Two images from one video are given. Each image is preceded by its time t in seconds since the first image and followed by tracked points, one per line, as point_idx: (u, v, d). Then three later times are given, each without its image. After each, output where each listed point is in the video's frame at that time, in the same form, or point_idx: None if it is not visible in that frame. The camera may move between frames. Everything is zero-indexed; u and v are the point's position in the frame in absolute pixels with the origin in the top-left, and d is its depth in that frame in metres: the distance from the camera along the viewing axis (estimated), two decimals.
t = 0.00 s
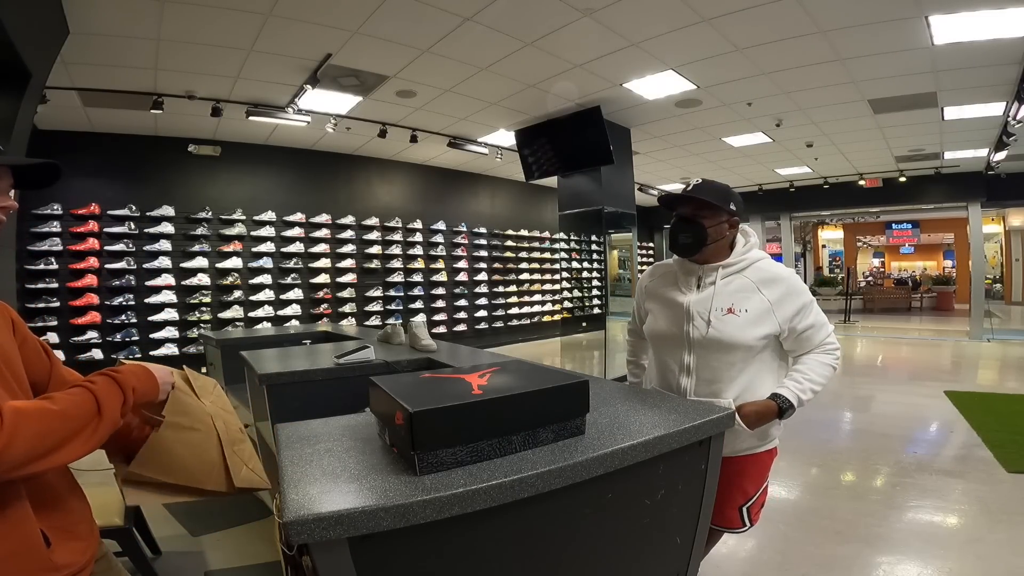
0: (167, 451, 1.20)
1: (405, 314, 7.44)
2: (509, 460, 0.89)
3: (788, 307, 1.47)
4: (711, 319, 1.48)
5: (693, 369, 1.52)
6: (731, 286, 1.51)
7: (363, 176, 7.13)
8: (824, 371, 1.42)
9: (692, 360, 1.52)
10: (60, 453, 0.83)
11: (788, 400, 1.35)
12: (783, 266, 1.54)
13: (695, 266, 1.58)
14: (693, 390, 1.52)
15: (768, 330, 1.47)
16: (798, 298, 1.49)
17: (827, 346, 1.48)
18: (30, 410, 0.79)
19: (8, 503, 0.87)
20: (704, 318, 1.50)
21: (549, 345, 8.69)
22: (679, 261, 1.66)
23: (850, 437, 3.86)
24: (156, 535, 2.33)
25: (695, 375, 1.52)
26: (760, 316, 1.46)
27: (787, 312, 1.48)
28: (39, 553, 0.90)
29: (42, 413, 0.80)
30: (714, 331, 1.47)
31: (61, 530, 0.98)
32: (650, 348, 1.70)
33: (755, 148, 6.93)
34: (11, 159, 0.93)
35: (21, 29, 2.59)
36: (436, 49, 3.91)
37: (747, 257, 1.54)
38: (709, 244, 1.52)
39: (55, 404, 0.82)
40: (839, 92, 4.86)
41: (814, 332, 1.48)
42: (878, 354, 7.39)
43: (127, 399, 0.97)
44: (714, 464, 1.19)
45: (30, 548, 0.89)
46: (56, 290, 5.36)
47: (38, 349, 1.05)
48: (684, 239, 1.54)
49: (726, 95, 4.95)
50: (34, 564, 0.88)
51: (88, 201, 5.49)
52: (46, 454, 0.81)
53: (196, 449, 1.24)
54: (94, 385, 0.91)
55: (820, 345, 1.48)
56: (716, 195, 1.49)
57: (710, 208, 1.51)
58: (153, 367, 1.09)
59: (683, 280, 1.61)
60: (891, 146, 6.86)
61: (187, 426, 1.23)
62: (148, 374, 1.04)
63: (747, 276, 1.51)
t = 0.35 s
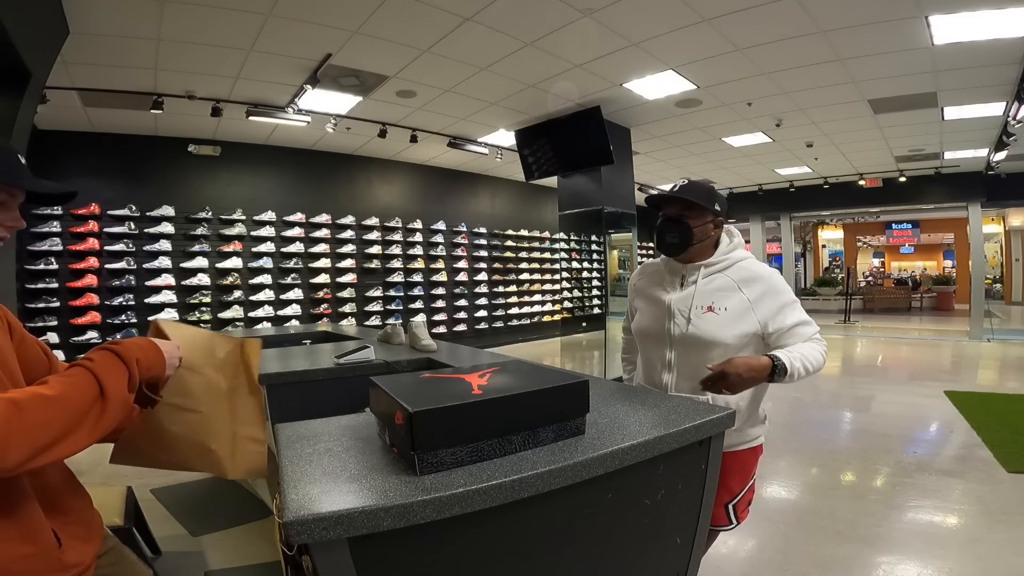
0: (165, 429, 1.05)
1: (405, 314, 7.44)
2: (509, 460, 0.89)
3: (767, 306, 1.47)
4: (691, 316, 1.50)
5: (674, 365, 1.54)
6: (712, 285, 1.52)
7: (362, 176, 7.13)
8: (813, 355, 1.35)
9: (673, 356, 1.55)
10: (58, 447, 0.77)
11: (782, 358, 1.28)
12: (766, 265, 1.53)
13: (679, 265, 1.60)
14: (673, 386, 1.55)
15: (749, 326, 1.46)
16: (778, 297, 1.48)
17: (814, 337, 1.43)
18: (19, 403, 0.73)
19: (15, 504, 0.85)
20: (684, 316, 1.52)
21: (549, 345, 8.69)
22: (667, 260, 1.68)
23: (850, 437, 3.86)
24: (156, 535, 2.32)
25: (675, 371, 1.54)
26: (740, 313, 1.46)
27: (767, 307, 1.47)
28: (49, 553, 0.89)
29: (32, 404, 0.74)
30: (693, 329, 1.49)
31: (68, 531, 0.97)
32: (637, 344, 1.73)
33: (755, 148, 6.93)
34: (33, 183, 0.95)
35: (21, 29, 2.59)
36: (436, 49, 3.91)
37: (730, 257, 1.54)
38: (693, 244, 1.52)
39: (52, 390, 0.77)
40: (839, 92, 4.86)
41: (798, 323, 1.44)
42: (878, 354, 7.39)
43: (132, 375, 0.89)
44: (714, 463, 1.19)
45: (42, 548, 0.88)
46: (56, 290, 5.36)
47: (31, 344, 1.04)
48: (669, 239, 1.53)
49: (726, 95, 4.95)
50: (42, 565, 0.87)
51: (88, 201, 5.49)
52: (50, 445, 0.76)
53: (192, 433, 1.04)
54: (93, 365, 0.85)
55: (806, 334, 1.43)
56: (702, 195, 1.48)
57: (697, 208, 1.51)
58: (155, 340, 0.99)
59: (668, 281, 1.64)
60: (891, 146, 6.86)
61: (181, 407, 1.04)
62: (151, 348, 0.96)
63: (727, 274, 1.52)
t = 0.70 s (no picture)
0: (172, 414, 0.97)
1: (405, 314, 7.44)
2: (509, 459, 0.89)
3: (742, 304, 1.46)
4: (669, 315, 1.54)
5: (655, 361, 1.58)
6: (693, 283, 1.54)
7: (362, 176, 7.13)
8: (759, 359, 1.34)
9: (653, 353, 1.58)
10: (101, 438, 0.78)
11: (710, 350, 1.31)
12: (751, 267, 1.52)
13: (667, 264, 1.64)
14: (655, 381, 1.58)
15: (721, 327, 1.47)
16: (755, 295, 1.46)
17: (776, 345, 1.41)
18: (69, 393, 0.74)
19: (43, 492, 0.87)
20: (664, 314, 1.56)
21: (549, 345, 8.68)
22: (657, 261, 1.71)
23: (851, 436, 3.87)
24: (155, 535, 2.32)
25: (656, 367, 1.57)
26: (715, 313, 1.47)
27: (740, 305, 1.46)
28: (71, 545, 0.88)
29: (81, 395, 0.75)
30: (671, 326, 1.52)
31: (90, 524, 0.97)
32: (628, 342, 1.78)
33: (755, 148, 6.93)
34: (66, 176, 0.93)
35: (21, 29, 2.59)
36: (436, 49, 3.91)
37: (713, 256, 1.54)
38: (677, 244, 1.54)
39: (98, 385, 0.78)
40: (839, 92, 4.86)
41: (764, 328, 1.42)
42: (878, 354, 7.40)
43: (172, 371, 0.91)
44: (713, 464, 1.19)
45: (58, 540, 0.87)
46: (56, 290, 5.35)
47: (52, 346, 1.01)
48: (653, 240, 1.56)
49: (726, 95, 4.95)
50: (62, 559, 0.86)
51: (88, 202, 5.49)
52: (92, 438, 0.77)
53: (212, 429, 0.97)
54: (138, 361, 0.86)
55: (768, 340, 1.41)
56: (684, 196, 1.49)
57: (680, 210, 1.52)
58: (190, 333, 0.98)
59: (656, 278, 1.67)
60: (891, 147, 6.86)
61: (202, 398, 0.96)
62: (186, 343, 0.96)
63: (709, 274, 1.53)
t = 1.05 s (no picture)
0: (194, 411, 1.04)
1: (405, 314, 7.44)
2: (509, 460, 0.89)
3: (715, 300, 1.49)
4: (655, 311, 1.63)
5: (641, 356, 1.64)
6: (678, 282, 1.61)
7: (362, 176, 7.13)
8: (707, 344, 1.34)
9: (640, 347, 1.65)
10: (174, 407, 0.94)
11: (659, 322, 1.37)
12: (736, 267, 1.54)
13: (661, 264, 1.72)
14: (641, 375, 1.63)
15: (693, 322, 1.52)
16: (728, 293, 1.48)
17: (735, 340, 1.40)
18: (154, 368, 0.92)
19: (100, 465, 0.91)
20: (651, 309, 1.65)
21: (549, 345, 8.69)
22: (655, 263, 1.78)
23: (851, 437, 3.86)
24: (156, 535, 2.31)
25: (642, 361, 1.63)
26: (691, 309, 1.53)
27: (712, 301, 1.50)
28: (123, 520, 0.90)
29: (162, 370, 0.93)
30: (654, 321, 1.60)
31: (144, 504, 0.98)
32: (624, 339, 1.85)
33: (755, 148, 6.93)
34: (102, 166, 1.02)
35: (21, 29, 2.59)
36: (436, 49, 3.91)
37: (701, 257, 1.59)
38: (669, 245, 1.63)
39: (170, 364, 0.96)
40: (839, 92, 4.86)
41: (726, 321, 1.43)
42: (878, 354, 7.39)
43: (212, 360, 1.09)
44: (714, 464, 1.19)
45: (113, 513, 0.89)
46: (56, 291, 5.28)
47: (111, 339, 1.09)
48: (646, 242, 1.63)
49: (726, 95, 4.95)
50: (114, 533, 0.89)
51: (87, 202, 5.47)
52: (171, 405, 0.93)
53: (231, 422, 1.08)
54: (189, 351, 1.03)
55: (726, 333, 1.42)
56: (674, 200, 1.55)
57: (671, 213, 1.58)
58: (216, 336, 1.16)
59: (655, 279, 1.77)
60: (891, 146, 6.86)
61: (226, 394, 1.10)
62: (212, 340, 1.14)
63: (693, 272, 1.58)
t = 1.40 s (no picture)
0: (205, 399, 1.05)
1: (405, 314, 7.44)
2: (509, 460, 0.89)
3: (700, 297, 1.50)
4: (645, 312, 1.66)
5: (632, 355, 1.67)
6: (668, 282, 1.63)
7: (362, 176, 7.13)
8: (687, 343, 1.34)
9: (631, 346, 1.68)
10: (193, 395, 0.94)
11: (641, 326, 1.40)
12: (724, 265, 1.54)
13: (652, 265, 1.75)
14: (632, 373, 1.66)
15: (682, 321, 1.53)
16: (713, 290, 1.48)
17: (718, 336, 1.39)
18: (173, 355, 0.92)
19: (127, 450, 0.92)
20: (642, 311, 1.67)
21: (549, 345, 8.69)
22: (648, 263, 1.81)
23: (851, 437, 3.86)
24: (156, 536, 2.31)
25: (632, 360, 1.66)
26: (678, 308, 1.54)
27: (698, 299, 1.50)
28: (150, 503, 0.91)
29: (181, 357, 0.93)
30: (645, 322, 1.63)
31: (166, 487, 0.99)
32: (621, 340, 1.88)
33: (755, 148, 6.93)
34: (113, 167, 1.02)
35: (21, 28, 2.59)
36: (436, 49, 3.91)
37: (690, 256, 1.60)
38: (655, 244, 1.65)
39: (189, 351, 0.96)
40: (840, 92, 4.86)
41: (710, 319, 1.43)
42: (878, 354, 7.39)
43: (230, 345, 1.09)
44: (713, 464, 1.19)
45: (140, 498, 0.90)
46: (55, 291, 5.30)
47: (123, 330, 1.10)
48: (634, 241, 1.67)
49: (726, 95, 4.95)
50: (138, 519, 0.89)
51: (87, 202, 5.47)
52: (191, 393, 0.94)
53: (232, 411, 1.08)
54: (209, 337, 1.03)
55: (709, 330, 1.41)
56: (662, 201, 1.58)
57: (657, 213, 1.62)
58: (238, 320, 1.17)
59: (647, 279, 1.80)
60: (891, 146, 6.86)
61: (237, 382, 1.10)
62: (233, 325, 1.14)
63: (681, 273, 1.60)
